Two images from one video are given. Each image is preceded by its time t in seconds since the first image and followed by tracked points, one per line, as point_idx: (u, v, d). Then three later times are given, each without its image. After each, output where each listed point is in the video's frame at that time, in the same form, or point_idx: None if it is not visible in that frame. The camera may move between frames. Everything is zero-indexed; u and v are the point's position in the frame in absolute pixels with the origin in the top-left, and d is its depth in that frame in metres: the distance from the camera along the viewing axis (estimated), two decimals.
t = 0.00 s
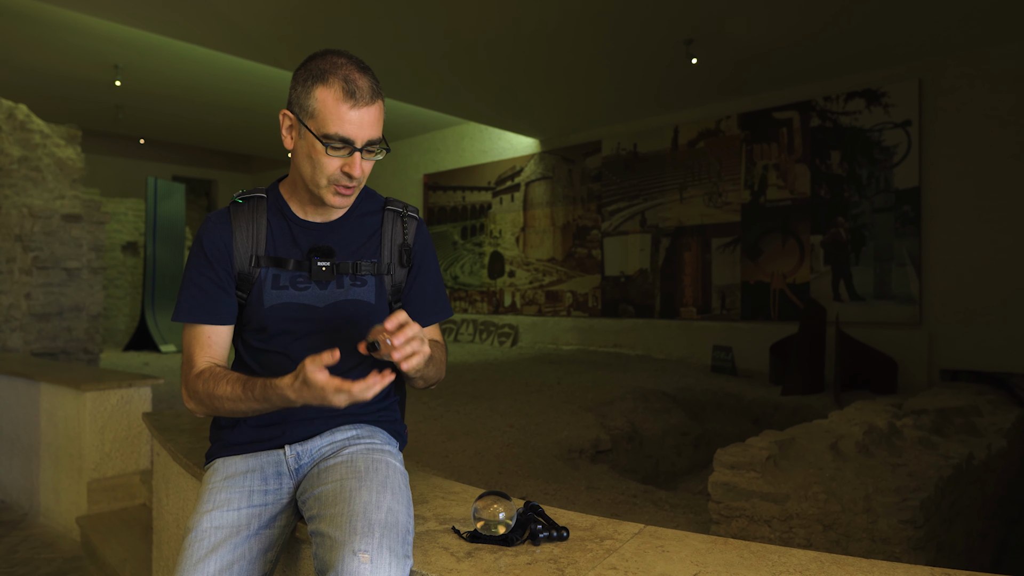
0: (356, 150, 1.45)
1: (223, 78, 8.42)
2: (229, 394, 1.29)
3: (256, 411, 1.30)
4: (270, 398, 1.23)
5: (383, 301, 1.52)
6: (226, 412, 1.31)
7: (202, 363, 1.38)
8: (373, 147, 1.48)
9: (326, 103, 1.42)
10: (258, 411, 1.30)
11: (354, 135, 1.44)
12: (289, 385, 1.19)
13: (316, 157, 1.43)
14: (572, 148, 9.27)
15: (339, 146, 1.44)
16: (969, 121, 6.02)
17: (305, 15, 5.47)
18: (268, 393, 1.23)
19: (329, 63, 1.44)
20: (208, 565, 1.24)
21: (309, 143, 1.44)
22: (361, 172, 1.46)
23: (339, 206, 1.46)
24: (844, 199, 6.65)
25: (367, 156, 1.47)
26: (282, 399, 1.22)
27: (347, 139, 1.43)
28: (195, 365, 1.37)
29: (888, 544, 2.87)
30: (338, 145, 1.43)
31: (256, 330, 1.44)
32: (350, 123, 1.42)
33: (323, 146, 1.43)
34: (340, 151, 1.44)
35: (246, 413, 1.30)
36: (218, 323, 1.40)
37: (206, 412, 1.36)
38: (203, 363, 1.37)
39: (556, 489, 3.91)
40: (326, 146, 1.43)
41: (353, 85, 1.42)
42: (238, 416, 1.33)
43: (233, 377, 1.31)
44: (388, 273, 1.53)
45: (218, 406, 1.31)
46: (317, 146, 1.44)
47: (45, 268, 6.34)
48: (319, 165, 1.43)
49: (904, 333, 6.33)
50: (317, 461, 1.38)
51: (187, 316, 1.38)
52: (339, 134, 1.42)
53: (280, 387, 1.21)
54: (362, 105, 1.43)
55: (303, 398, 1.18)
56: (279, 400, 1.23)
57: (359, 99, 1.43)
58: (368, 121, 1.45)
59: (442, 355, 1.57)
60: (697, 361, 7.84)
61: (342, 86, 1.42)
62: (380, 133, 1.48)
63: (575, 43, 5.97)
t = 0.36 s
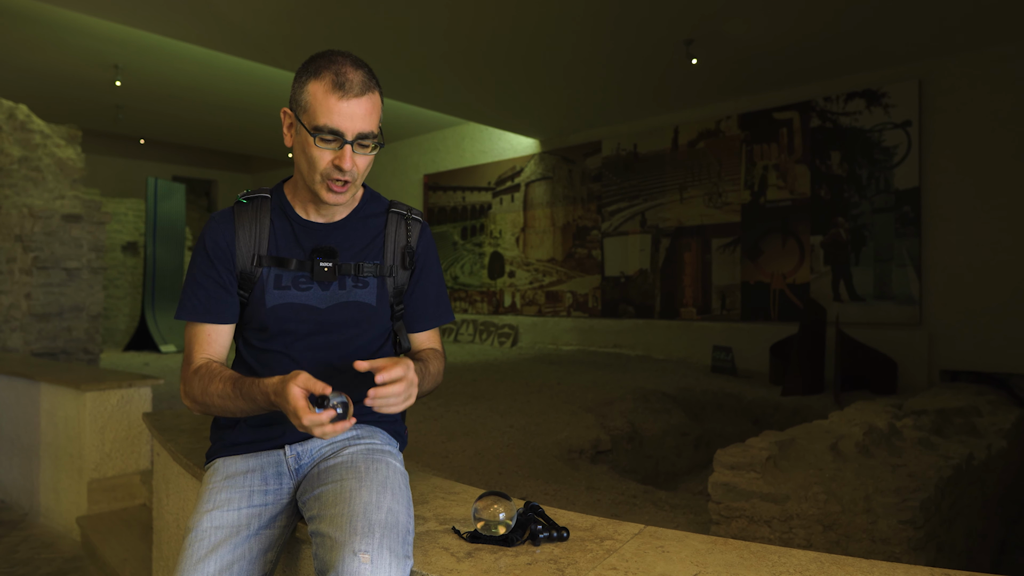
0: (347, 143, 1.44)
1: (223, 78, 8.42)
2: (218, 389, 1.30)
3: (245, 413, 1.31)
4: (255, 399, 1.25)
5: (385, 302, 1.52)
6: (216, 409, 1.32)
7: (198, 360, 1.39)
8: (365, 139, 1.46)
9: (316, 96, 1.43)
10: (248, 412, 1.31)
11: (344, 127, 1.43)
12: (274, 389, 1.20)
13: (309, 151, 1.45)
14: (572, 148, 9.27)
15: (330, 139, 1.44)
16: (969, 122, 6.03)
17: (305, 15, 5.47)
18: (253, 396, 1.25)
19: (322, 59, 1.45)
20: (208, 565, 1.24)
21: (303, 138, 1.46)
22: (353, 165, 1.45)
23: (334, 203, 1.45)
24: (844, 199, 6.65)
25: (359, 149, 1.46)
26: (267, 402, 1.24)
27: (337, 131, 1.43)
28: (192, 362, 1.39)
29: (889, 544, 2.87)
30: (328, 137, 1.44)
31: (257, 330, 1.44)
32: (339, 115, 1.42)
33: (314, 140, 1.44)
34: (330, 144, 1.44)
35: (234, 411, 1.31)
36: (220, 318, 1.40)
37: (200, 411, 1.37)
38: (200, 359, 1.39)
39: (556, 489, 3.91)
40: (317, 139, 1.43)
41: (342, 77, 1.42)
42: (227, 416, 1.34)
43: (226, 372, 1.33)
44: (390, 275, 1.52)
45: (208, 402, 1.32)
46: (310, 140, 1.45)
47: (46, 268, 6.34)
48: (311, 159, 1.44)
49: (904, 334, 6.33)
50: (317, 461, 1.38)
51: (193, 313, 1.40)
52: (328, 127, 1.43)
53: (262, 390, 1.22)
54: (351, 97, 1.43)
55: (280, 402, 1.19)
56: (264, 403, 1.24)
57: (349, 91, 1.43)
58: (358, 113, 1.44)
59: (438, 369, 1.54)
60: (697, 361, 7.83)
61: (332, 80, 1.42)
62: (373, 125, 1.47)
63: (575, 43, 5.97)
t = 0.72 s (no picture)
0: (352, 125, 1.47)
1: (224, 80, 8.43)
2: (226, 352, 1.29)
3: (261, 371, 1.28)
4: (265, 338, 1.23)
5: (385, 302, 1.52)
6: (228, 378, 1.29)
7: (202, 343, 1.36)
8: (369, 123, 1.49)
9: (321, 82, 1.47)
10: (264, 369, 1.27)
11: (349, 109, 1.47)
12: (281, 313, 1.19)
13: (315, 135, 1.47)
14: (572, 150, 9.28)
15: (335, 122, 1.47)
16: (970, 123, 6.03)
17: (306, 16, 5.48)
18: (262, 337, 1.23)
19: (326, 51, 1.51)
20: (209, 566, 1.25)
21: (308, 125, 1.48)
22: (358, 146, 1.47)
23: (341, 186, 1.45)
24: (844, 200, 6.66)
25: (364, 132, 1.48)
26: (276, 336, 1.22)
27: (342, 113, 1.46)
28: (198, 344, 1.37)
29: (889, 546, 2.87)
30: (333, 120, 1.46)
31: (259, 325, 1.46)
32: (344, 97, 1.46)
33: (320, 123, 1.46)
34: (335, 126, 1.46)
35: (248, 372, 1.28)
36: (223, 307, 1.40)
37: (217, 400, 1.33)
38: (204, 341, 1.36)
39: (556, 491, 3.91)
40: (322, 122, 1.46)
41: (346, 64, 1.48)
42: (243, 385, 1.30)
43: (228, 339, 1.32)
44: (391, 275, 1.52)
45: (218, 373, 1.29)
46: (315, 124, 1.47)
47: (47, 269, 6.35)
48: (317, 142, 1.46)
49: (905, 335, 6.33)
50: (318, 462, 1.38)
51: (196, 301, 1.40)
52: (334, 109, 1.46)
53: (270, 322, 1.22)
54: (355, 81, 1.47)
55: (289, 324, 1.18)
56: (275, 340, 1.22)
57: (353, 76, 1.47)
58: (361, 97, 1.47)
59: (448, 370, 1.48)
60: (697, 363, 7.83)
61: (336, 66, 1.47)
62: (376, 110, 1.50)
63: (576, 44, 5.98)
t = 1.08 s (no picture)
0: (356, 129, 1.47)
1: (225, 81, 8.45)
2: (223, 357, 1.29)
3: (260, 371, 1.28)
4: (256, 341, 1.23)
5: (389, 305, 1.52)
6: (230, 380, 1.30)
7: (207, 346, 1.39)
8: (374, 126, 1.49)
9: (327, 85, 1.48)
10: (263, 368, 1.28)
11: (353, 113, 1.47)
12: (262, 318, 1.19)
13: (320, 139, 1.47)
14: (573, 151, 9.28)
15: (340, 125, 1.47)
16: (970, 125, 6.03)
17: (307, 18, 5.49)
18: (251, 340, 1.23)
19: (334, 55, 1.51)
20: (210, 566, 1.25)
21: (314, 128, 1.49)
22: (362, 150, 1.47)
23: (344, 190, 1.46)
24: (845, 202, 6.66)
25: (369, 136, 1.48)
26: (263, 338, 1.22)
27: (346, 117, 1.46)
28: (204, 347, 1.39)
29: (889, 547, 2.87)
30: (338, 124, 1.47)
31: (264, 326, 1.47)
32: (348, 101, 1.46)
33: (325, 127, 1.47)
34: (340, 130, 1.47)
35: (246, 373, 1.28)
36: (234, 307, 1.44)
37: (225, 400, 1.35)
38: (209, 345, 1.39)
39: (556, 492, 3.91)
40: (327, 125, 1.47)
41: (351, 68, 1.48)
42: (247, 385, 1.30)
43: (225, 341, 1.33)
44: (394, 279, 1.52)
45: (220, 377, 1.30)
46: (320, 128, 1.48)
47: (47, 270, 6.35)
48: (322, 146, 1.47)
49: (905, 337, 6.33)
50: (319, 463, 1.38)
51: (206, 302, 1.43)
52: (338, 113, 1.46)
53: (255, 327, 1.21)
54: (360, 85, 1.47)
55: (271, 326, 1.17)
56: (263, 341, 1.22)
57: (358, 80, 1.48)
58: (366, 100, 1.47)
59: (447, 372, 1.48)
60: (697, 364, 7.83)
61: (341, 70, 1.48)
62: (382, 113, 1.50)
63: (576, 46, 5.98)
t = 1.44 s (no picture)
0: (357, 126, 1.47)
1: (226, 82, 8.46)
2: (228, 336, 1.29)
3: (264, 345, 1.27)
4: (262, 311, 1.23)
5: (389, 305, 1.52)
6: (236, 358, 1.29)
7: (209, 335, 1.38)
8: (375, 125, 1.49)
9: (328, 84, 1.48)
10: (269, 343, 1.28)
11: (355, 111, 1.47)
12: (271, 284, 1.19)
13: (321, 136, 1.47)
14: (573, 152, 9.29)
15: (342, 123, 1.47)
16: (969, 127, 6.04)
17: (308, 19, 5.50)
18: (258, 311, 1.23)
19: (337, 55, 1.53)
20: (211, 566, 1.25)
21: (315, 126, 1.49)
22: (363, 148, 1.47)
23: (346, 187, 1.47)
24: (844, 203, 6.67)
25: (370, 134, 1.48)
26: (271, 305, 1.21)
27: (348, 114, 1.47)
28: (206, 337, 1.38)
29: (888, 549, 2.88)
30: (340, 122, 1.47)
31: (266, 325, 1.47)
32: (350, 99, 1.47)
33: (326, 124, 1.47)
34: (341, 128, 1.47)
35: (250, 348, 1.27)
36: (235, 305, 1.42)
37: (229, 390, 1.35)
38: (211, 331, 1.38)
39: (556, 493, 3.91)
40: (328, 123, 1.47)
41: (353, 68, 1.49)
42: (252, 365, 1.30)
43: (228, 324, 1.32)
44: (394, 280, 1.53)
45: (224, 357, 1.30)
46: (322, 125, 1.48)
47: (48, 271, 6.36)
48: (323, 143, 1.47)
49: (904, 338, 6.34)
50: (320, 464, 1.38)
51: (208, 301, 1.42)
52: (340, 110, 1.46)
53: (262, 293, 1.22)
54: (362, 84, 1.48)
55: (282, 288, 1.17)
56: (270, 309, 1.22)
57: (360, 79, 1.48)
58: (368, 98, 1.48)
59: (457, 359, 1.49)
60: (697, 366, 7.83)
61: (344, 70, 1.49)
62: (383, 112, 1.51)
63: (577, 47, 5.99)
